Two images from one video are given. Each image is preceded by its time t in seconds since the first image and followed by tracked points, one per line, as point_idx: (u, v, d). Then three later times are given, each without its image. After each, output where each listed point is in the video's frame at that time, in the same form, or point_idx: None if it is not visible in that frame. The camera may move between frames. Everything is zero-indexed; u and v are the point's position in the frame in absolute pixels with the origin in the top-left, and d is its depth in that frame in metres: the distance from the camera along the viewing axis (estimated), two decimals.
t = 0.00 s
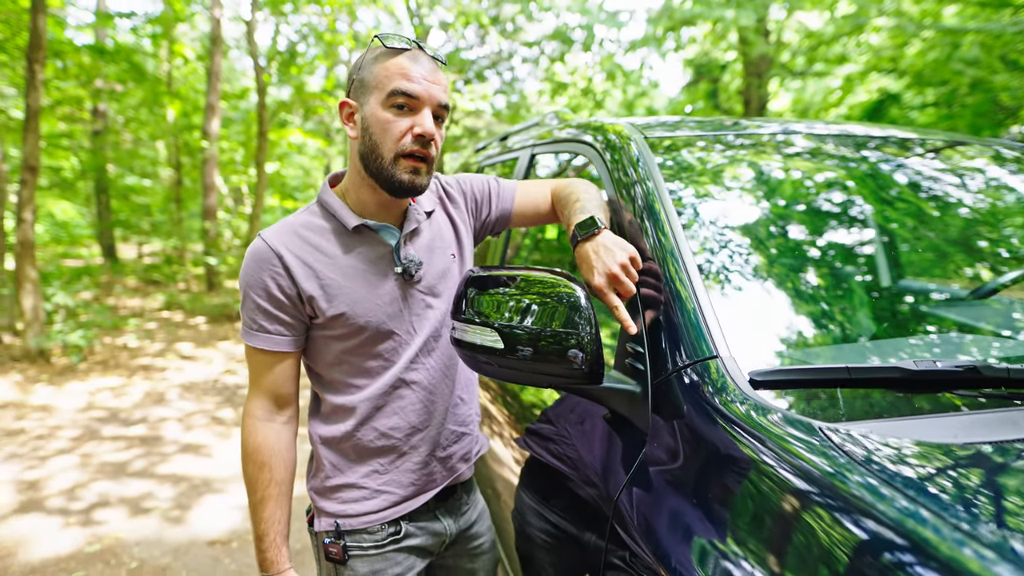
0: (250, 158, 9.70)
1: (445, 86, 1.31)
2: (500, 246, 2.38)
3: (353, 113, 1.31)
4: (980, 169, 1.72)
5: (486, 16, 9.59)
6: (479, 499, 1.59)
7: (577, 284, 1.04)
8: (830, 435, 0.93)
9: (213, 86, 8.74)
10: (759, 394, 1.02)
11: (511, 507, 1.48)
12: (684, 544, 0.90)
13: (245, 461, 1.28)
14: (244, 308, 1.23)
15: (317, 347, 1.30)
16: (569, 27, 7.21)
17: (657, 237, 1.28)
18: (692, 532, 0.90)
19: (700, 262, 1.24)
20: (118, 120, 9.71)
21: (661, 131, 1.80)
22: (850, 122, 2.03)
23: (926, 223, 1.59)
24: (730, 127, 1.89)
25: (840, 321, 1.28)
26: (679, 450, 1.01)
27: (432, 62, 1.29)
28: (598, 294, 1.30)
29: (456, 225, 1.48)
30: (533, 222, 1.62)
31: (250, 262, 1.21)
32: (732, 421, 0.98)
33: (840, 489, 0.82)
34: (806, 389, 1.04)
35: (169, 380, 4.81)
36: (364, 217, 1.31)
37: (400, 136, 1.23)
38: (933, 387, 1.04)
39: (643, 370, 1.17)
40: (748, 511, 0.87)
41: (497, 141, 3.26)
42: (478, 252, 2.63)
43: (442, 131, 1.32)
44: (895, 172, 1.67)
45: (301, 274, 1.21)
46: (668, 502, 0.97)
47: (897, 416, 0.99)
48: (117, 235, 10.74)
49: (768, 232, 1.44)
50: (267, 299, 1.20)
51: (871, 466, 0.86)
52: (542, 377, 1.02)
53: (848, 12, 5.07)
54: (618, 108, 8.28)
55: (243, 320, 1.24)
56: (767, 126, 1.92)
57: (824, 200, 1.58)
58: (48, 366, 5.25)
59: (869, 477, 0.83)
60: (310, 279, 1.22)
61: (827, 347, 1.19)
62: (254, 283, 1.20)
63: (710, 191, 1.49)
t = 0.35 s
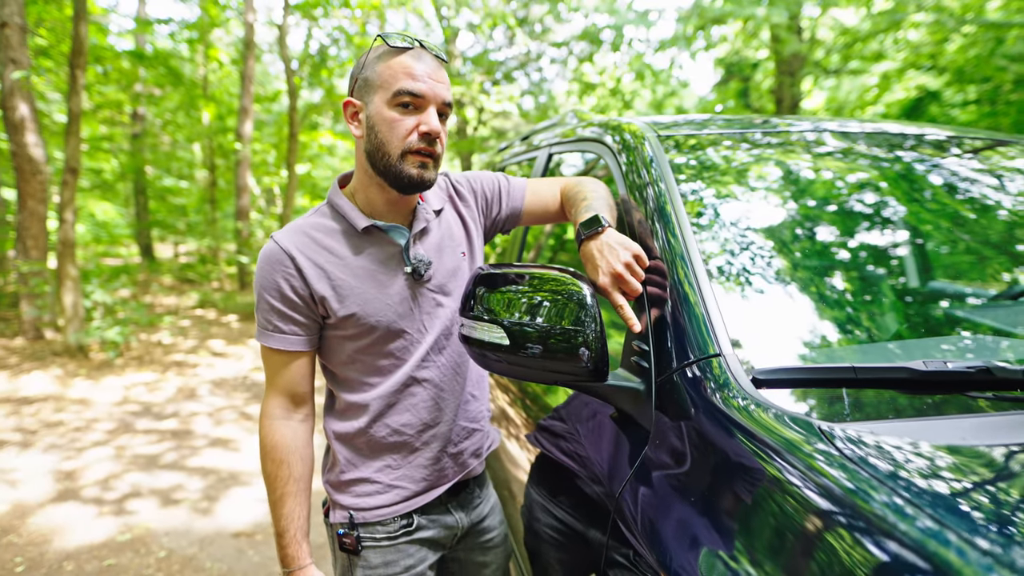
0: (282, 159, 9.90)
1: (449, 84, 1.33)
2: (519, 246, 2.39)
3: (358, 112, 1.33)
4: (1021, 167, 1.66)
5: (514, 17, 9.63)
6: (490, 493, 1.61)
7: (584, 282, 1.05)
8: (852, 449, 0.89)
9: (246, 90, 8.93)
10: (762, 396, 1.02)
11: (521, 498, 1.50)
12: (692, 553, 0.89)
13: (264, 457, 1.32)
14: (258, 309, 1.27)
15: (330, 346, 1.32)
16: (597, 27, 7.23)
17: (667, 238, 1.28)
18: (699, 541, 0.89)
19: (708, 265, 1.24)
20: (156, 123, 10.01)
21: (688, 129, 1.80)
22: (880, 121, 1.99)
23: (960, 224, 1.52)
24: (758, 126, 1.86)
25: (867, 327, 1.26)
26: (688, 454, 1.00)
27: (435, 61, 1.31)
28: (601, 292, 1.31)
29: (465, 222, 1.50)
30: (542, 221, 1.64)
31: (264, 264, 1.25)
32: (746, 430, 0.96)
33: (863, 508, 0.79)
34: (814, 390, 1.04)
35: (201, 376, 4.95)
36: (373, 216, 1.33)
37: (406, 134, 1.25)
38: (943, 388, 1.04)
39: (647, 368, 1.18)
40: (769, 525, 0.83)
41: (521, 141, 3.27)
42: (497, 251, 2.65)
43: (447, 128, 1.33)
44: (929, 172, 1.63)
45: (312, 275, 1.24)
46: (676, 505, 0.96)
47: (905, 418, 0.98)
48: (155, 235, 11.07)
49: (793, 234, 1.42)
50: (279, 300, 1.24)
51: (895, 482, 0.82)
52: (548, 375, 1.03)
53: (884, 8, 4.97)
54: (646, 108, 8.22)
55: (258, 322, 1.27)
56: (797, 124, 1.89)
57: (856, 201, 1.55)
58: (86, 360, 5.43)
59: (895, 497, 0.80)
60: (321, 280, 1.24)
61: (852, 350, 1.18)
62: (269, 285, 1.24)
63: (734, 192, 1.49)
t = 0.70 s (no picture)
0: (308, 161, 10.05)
1: (459, 88, 1.33)
2: (537, 247, 2.39)
3: (367, 114, 1.34)
4: None
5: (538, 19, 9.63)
6: (498, 492, 1.62)
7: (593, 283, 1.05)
8: (872, 462, 0.87)
9: (274, 93, 9.04)
10: (771, 401, 1.01)
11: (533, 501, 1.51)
12: (698, 562, 0.88)
13: (269, 453, 1.34)
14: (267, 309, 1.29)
15: (339, 346, 1.35)
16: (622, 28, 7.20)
17: (678, 241, 1.27)
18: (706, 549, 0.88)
19: (719, 270, 1.23)
20: (187, 126, 10.23)
21: (710, 129, 1.77)
22: (910, 120, 1.94)
23: (992, 227, 1.48)
24: (784, 126, 1.83)
25: (892, 333, 1.23)
26: (698, 462, 0.99)
27: (445, 64, 1.31)
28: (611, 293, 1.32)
29: (474, 223, 1.52)
30: (552, 222, 1.64)
31: (272, 264, 1.27)
32: (760, 440, 0.93)
33: (881, 527, 0.76)
34: (827, 394, 1.03)
35: (226, 374, 5.04)
36: (382, 218, 1.35)
37: (416, 140, 1.26)
38: (960, 394, 1.02)
39: (655, 370, 1.19)
40: (785, 540, 0.81)
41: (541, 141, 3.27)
42: (516, 252, 2.66)
43: (456, 132, 1.34)
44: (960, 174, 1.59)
45: (320, 275, 1.26)
46: (684, 513, 0.95)
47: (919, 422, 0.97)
48: (185, 235, 11.31)
49: (816, 238, 1.40)
50: (288, 298, 1.26)
51: (918, 499, 0.79)
52: (555, 376, 1.03)
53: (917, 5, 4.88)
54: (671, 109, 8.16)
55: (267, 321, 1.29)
56: (825, 124, 1.86)
57: (884, 203, 1.51)
58: (117, 357, 5.57)
59: (915, 515, 0.77)
60: (327, 279, 1.26)
61: (876, 355, 1.16)
62: (277, 286, 1.26)
63: (755, 193, 1.48)
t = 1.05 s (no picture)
0: (325, 162, 10.13)
1: (450, 88, 1.28)
2: (550, 248, 2.39)
3: (363, 136, 1.30)
4: None
5: (554, 20, 9.62)
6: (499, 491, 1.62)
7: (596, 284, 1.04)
8: (887, 472, 0.85)
9: (291, 95, 9.10)
10: (776, 405, 1.00)
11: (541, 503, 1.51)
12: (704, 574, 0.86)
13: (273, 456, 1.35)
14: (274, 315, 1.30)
15: (346, 351, 1.35)
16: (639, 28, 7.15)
17: (686, 243, 1.25)
18: (712, 561, 0.86)
19: (727, 273, 1.21)
20: (207, 128, 10.37)
21: (727, 129, 1.75)
22: (931, 120, 1.91)
23: (1016, 230, 1.44)
24: (803, 126, 1.80)
25: (911, 337, 1.20)
26: (704, 469, 0.97)
27: (430, 66, 1.25)
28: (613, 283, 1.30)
29: (484, 227, 1.51)
30: (560, 225, 1.63)
31: (277, 274, 1.28)
32: (768, 451, 0.91)
33: (892, 544, 0.74)
34: (837, 397, 1.00)
35: (243, 373, 5.09)
36: (390, 225, 1.34)
37: (421, 158, 1.24)
38: (977, 401, 0.99)
39: (661, 373, 1.18)
40: (794, 554, 0.79)
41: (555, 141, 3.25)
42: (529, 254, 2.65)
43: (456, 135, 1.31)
44: (984, 174, 1.55)
45: (326, 282, 1.27)
46: (687, 520, 0.94)
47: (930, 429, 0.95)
48: (205, 236, 11.47)
49: (834, 240, 1.37)
50: (296, 311, 1.27)
51: (932, 513, 0.77)
52: (558, 380, 1.02)
53: (939, 2, 4.81)
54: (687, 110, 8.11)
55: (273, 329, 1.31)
56: (844, 123, 1.82)
57: (905, 204, 1.48)
58: (137, 356, 5.65)
59: (928, 530, 0.75)
60: (333, 286, 1.27)
61: (893, 359, 1.13)
62: (282, 295, 1.27)
63: (770, 194, 1.46)
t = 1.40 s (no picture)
0: (340, 165, 10.22)
1: (457, 99, 1.27)
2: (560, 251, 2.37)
3: (365, 147, 1.27)
4: None
5: (569, 22, 9.62)
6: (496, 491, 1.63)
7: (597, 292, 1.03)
8: (898, 489, 0.83)
9: (307, 98, 9.15)
10: (775, 416, 0.97)
11: (543, 509, 1.50)
12: None
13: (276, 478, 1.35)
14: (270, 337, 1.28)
15: (345, 368, 1.35)
16: (653, 29, 7.14)
17: (689, 249, 1.24)
18: None
19: (731, 278, 1.20)
20: (224, 131, 10.50)
21: (740, 132, 1.73)
22: (950, 121, 1.87)
23: None
24: (819, 128, 1.76)
25: (927, 345, 1.17)
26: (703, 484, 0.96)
27: (440, 78, 1.23)
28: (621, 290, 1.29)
29: (485, 235, 1.50)
30: (562, 227, 1.64)
31: (276, 298, 1.25)
32: (772, 468, 0.89)
33: (895, 568, 0.73)
34: (848, 405, 0.98)
35: (256, 374, 5.13)
36: (392, 242, 1.34)
37: (430, 174, 1.23)
38: (993, 413, 0.96)
39: (661, 382, 1.16)
40: None
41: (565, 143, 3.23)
42: (539, 257, 2.64)
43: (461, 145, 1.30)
44: (1005, 178, 1.51)
45: (327, 304, 1.26)
46: (684, 537, 0.93)
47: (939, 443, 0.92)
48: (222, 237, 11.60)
49: (848, 244, 1.34)
50: (296, 333, 1.25)
51: (940, 534, 0.76)
52: (557, 388, 1.00)
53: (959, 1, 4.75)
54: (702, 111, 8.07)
55: (269, 351, 1.29)
56: (860, 125, 1.79)
57: (922, 208, 1.44)
58: (153, 357, 5.72)
59: (934, 554, 0.74)
60: (335, 310, 1.26)
61: (907, 368, 1.10)
62: (281, 318, 1.25)
63: (783, 199, 1.44)
